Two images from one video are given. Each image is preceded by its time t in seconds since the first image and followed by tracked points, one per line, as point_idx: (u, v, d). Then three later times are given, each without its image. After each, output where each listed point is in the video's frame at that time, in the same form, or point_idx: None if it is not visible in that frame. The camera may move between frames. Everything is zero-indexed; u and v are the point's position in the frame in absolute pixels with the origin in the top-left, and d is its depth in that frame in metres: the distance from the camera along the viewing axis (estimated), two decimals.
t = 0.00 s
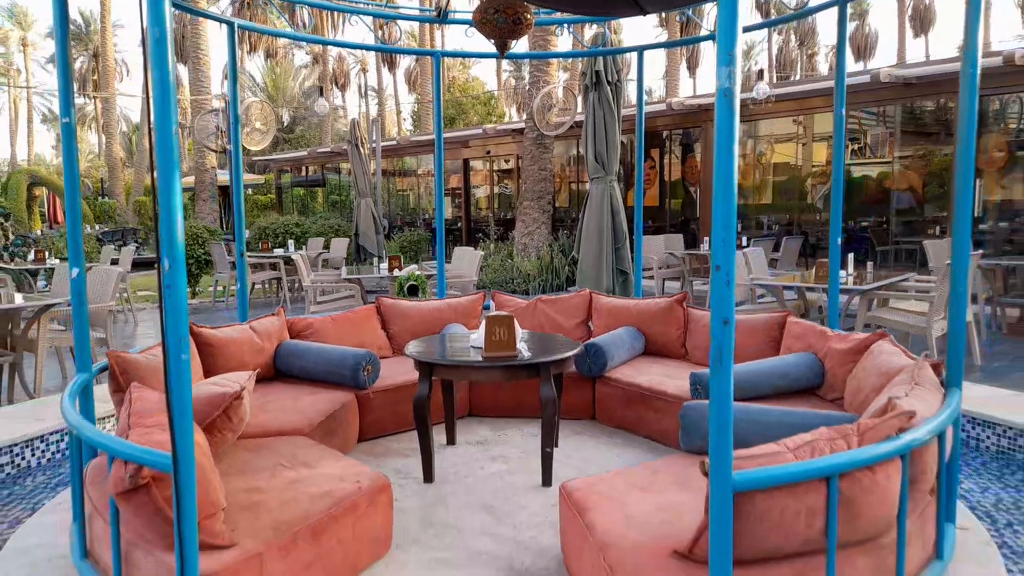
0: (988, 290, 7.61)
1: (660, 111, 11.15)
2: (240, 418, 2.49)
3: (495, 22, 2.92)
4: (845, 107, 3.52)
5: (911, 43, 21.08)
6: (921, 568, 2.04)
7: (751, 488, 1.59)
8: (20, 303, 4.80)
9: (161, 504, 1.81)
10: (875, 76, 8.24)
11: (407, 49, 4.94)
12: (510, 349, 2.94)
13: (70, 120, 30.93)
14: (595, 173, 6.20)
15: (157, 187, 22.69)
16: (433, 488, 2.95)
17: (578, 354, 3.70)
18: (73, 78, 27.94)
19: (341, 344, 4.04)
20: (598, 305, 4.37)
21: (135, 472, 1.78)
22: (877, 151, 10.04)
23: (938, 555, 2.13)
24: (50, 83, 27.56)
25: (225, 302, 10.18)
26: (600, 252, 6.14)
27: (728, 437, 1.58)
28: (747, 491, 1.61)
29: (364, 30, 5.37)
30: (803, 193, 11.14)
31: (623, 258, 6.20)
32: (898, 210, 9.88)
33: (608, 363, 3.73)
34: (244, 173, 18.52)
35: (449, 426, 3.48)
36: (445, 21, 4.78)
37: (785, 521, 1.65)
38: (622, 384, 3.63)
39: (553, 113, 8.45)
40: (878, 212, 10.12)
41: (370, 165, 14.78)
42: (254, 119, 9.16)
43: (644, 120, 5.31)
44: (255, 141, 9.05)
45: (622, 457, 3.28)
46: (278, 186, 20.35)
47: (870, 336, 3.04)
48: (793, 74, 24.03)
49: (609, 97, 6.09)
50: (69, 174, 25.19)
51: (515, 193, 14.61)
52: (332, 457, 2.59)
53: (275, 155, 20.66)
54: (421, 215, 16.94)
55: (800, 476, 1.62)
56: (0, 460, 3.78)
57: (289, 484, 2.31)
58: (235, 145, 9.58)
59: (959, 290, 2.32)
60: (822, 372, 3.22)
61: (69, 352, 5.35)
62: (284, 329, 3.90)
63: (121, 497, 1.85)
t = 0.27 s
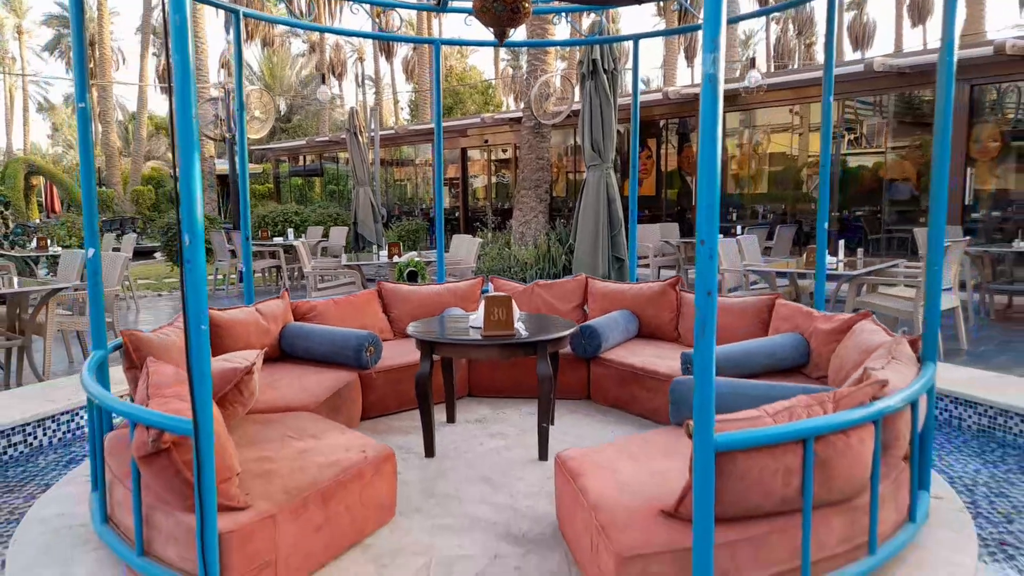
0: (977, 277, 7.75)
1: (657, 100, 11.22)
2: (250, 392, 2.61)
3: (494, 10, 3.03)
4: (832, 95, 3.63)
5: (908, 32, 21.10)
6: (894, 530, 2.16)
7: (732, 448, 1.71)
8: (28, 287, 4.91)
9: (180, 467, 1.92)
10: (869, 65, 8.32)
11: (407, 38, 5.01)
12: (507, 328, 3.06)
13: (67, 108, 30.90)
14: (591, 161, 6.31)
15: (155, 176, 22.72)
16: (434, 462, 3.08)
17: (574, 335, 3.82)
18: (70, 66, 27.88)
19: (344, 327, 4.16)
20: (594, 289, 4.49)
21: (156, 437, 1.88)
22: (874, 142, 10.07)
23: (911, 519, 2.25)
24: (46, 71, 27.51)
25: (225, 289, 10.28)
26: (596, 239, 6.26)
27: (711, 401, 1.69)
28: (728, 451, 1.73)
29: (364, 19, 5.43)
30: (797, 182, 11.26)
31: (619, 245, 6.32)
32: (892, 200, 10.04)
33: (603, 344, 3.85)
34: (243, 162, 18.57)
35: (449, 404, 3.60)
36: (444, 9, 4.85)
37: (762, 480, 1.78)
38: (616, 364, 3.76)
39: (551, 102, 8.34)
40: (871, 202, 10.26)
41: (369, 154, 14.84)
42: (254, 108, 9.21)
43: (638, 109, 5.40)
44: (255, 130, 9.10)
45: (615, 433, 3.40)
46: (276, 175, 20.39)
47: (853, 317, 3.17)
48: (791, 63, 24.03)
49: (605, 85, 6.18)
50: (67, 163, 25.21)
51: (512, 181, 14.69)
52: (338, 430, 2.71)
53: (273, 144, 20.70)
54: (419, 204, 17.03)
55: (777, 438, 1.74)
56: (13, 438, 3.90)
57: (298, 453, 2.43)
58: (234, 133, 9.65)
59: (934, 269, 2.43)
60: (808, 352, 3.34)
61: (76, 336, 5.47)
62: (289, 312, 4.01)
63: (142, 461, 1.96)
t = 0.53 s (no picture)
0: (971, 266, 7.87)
1: (657, 91, 11.29)
2: (261, 369, 2.72)
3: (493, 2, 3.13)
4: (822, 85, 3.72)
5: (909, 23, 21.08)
6: (872, 499, 2.28)
7: (717, 416, 1.83)
8: (40, 274, 5.03)
9: (199, 436, 2.04)
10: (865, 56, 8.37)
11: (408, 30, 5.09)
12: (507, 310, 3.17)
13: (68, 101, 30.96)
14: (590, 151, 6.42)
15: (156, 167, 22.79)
16: (437, 439, 3.20)
17: (572, 319, 3.94)
18: (70, 58, 27.90)
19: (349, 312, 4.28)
20: (592, 275, 4.60)
21: (177, 407, 2.00)
22: (873, 133, 10.17)
23: (889, 490, 2.37)
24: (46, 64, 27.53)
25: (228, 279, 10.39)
26: (595, 228, 6.37)
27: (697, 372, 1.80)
28: (713, 419, 1.84)
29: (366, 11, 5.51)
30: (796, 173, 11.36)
31: (617, 233, 6.43)
32: (891, 191, 10.11)
33: (600, 328, 3.96)
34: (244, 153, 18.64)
35: (451, 386, 3.72)
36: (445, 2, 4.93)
37: (745, 446, 1.90)
38: (613, 347, 3.88)
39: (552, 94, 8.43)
40: (868, 192, 10.36)
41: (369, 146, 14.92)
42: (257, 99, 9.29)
43: (635, 100, 5.50)
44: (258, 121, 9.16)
45: (611, 413, 3.52)
46: (277, 166, 20.47)
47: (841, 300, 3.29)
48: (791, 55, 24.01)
49: (603, 76, 6.26)
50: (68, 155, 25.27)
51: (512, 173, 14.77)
52: (345, 407, 2.84)
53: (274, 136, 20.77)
54: (420, 195, 17.12)
55: (759, 406, 1.86)
56: (30, 419, 4.03)
57: (308, 427, 2.55)
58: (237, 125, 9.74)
59: (914, 252, 2.54)
60: (797, 334, 3.45)
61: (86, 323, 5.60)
62: (295, 297, 4.13)
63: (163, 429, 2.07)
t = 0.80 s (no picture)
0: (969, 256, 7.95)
1: (658, 84, 11.35)
2: (272, 352, 2.84)
3: None
4: (816, 76, 3.80)
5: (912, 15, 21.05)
6: (857, 473, 2.38)
7: (706, 391, 1.93)
8: (53, 264, 5.15)
9: (216, 412, 2.15)
10: (865, 47, 8.42)
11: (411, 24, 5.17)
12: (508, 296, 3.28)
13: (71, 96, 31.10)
14: (591, 143, 6.51)
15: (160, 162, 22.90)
16: (441, 421, 3.31)
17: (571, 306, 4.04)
18: (73, 53, 27.96)
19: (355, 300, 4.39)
20: (592, 265, 4.70)
21: (196, 384, 2.11)
22: (877, 125, 10.24)
23: (875, 465, 2.47)
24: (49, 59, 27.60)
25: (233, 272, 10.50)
26: (596, 219, 6.47)
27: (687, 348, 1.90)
28: (702, 393, 1.95)
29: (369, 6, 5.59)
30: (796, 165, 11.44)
31: (618, 224, 6.53)
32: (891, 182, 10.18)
33: (599, 315, 4.07)
34: (248, 147, 18.74)
35: (454, 371, 3.83)
36: None
37: (733, 419, 2.00)
38: (611, 334, 3.99)
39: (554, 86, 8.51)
40: (870, 184, 10.42)
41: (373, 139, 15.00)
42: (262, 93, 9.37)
43: (635, 92, 5.58)
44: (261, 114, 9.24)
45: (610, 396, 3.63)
46: (280, 161, 20.55)
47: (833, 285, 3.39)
48: (794, 47, 23.96)
49: (604, 68, 6.34)
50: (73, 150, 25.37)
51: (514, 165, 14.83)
52: (353, 389, 2.95)
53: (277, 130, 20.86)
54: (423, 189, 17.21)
55: (747, 381, 1.96)
56: (46, 405, 4.16)
57: (318, 406, 2.67)
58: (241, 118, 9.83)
59: (900, 237, 2.64)
60: (791, 319, 3.55)
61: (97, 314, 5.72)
62: (303, 286, 4.24)
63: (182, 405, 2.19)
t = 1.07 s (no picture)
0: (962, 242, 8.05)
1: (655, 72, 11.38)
2: (275, 330, 2.92)
3: None
4: (808, 62, 3.86)
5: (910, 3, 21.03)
6: (839, 444, 2.48)
7: (693, 363, 2.02)
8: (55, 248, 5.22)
9: (222, 384, 2.24)
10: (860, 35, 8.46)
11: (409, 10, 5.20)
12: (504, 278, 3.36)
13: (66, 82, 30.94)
14: (588, 130, 6.58)
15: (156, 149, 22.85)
16: (439, 399, 3.40)
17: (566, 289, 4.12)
18: (68, 39, 27.78)
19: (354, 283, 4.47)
20: (587, 249, 4.78)
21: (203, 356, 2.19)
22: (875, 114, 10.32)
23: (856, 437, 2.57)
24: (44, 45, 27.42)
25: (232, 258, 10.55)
26: (593, 205, 6.54)
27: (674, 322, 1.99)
28: (689, 365, 2.04)
29: None
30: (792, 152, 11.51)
31: (613, 210, 6.60)
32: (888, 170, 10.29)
33: (594, 299, 4.15)
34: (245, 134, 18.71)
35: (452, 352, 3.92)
36: None
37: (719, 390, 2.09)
38: (606, 316, 4.08)
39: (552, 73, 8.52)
40: (867, 172, 10.53)
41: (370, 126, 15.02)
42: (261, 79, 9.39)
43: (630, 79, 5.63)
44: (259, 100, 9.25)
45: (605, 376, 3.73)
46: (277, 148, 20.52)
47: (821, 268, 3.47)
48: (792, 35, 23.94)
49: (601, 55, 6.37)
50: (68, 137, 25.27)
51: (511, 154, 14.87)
52: (353, 366, 3.04)
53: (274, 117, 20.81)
54: (420, 176, 17.23)
55: (731, 353, 2.05)
56: (51, 384, 4.24)
57: (320, 382, 2.75)
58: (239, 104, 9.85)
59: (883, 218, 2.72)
60: (780, 301, 3.63)
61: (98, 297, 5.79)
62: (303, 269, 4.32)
63: (189, 377, 2.27)
